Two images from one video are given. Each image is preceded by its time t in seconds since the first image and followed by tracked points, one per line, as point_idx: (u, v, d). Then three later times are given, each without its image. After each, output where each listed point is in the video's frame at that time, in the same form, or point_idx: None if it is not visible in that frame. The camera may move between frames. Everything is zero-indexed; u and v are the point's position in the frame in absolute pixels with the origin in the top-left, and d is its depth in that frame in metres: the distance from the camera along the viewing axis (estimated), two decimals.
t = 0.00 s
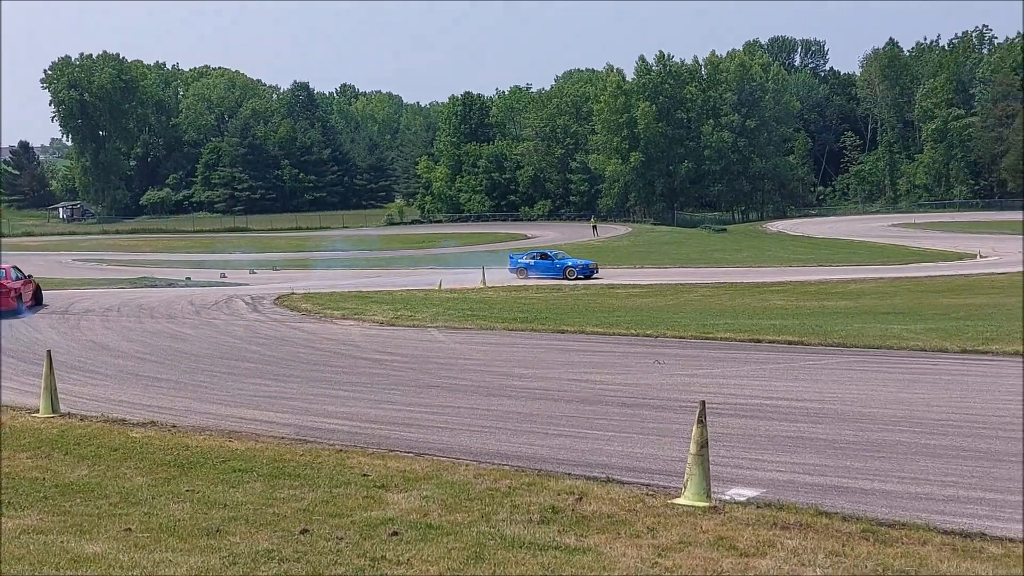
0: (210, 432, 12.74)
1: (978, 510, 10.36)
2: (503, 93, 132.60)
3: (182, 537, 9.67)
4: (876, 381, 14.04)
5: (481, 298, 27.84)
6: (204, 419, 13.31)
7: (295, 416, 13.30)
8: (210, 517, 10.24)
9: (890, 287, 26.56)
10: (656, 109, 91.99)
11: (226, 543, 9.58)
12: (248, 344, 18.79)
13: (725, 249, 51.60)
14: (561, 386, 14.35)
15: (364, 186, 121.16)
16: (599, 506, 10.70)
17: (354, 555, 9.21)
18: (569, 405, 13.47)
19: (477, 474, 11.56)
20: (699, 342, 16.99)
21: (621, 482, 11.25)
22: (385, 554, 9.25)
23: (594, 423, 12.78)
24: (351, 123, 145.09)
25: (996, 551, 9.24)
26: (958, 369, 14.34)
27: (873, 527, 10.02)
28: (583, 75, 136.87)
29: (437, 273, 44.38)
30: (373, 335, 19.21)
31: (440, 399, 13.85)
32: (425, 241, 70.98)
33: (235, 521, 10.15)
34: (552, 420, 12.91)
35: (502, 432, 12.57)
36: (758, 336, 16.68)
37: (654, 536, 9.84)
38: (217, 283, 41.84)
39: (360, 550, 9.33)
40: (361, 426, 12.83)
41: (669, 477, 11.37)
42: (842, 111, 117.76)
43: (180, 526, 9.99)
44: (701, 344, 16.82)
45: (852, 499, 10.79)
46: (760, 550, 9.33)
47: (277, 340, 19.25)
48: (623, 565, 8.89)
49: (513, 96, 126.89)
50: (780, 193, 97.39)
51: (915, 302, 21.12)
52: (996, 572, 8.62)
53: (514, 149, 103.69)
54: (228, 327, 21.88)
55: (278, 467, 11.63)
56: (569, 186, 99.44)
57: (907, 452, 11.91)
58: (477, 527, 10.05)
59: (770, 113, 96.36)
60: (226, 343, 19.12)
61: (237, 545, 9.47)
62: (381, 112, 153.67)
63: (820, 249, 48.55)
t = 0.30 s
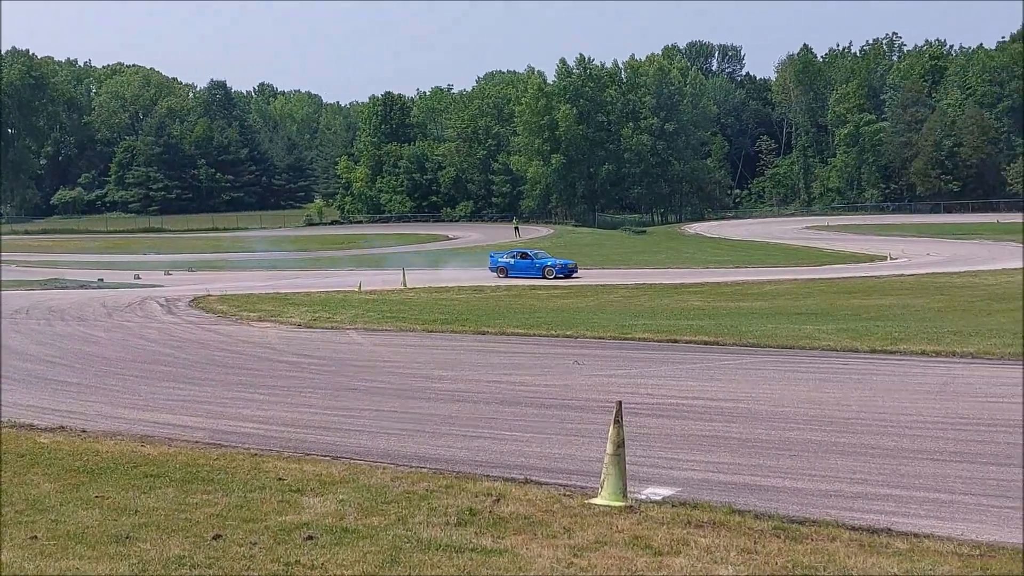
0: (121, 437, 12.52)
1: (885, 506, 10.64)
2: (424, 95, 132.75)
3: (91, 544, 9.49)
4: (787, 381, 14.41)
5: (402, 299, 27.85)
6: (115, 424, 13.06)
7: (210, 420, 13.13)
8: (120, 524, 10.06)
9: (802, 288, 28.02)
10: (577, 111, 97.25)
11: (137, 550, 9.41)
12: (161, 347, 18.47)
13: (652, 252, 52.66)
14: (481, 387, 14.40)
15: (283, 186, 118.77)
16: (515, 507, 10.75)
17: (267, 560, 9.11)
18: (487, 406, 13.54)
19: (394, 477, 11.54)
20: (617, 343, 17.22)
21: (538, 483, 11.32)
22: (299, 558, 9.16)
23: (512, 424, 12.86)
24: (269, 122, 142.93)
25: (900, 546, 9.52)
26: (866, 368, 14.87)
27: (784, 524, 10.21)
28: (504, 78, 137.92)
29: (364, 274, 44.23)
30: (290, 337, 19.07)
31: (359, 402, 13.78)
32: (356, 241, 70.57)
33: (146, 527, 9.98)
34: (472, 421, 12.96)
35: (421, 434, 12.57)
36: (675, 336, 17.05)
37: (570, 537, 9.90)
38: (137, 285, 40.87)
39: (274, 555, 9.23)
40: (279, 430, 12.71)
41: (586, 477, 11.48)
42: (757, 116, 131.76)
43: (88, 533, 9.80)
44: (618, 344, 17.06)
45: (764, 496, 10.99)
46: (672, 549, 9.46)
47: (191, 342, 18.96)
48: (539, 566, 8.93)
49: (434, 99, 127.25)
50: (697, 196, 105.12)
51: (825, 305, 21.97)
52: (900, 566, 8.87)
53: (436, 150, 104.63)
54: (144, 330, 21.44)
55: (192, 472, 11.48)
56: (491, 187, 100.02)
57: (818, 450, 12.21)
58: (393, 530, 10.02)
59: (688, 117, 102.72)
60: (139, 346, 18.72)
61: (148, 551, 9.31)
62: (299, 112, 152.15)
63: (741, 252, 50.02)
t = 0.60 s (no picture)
0: (40, 446, 12.27)
1: (808, 506, 10.82)
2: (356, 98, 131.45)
3: (8, 557, 9.30)
4: (714, 382, 14.63)
5: (331, 304, 27.64)
6: (34, 432, 12.81)
7: (133, 428, 12.93)
8: (39, 534, 9.85)
9: (731, 291, 28.68)
10: (509, 115, 97.73)
11: (56, 560, 9.23)
12: (83, 354, 18.12)
13: (589, 256, 53.19)
14: (410, 392, 14.37)
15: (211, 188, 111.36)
16: (444, 512, 10.71)
17: (190, 569, 8.95)
18: (415, 410, 13.55)
19: (322, 483, 11.46)
20: (546, 346, 17.35)
21: (468, 487, 11.31)
22: (223, 567, 9.01)
23: (441, 428, 12.87)
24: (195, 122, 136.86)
25: (823, 544, 9.69)
26: (790, 370, 15.20)
27: (709, 525, 10.32)
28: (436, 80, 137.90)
29: (301, 277, 43.77)
30: (217, 343, 18.88)
31: (286, 408, 13.66)
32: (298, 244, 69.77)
33: (66, 537, 9.79)
34: (401, 426, 12.94)
35: (349, 439, 12.51)
36: (604, 339, 17.28)
37: (498, 541, 9.87)
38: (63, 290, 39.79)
39: (197, 564, 9.08)
40: (205, 437, 12.56)
41: (515, 481, 11.50)
42: (686, 121, 138.83)
43: (5, 545, 9.59)
44: (547, 347, 17.20)
45: (690, 498, 11.11)
46: (599, 550, 9.48)
47: (114, 349, 18.63)
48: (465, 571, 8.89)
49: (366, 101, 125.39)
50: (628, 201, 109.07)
51: (752, 307, 22.52)
52: (822, 564, 9.01)
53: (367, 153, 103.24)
54: (67, 336, 20.96)
55: (114, 480, 11.30)
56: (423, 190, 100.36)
57: (743, 451, 12.39)
58: (319, 536, 9.91)
59: (618, 122, 104.63)
60: (60, 353, 18.34)
61: (67, 562, 9.13)
62: (227, 113, 145.35)
63: (675, 257, 50.93)
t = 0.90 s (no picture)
0: None
1: (740, 508, 10.94)
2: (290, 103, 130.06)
3: None
4: (649, 387, 14.80)
5: (266, 311, 27.42)
6: None
7: (59, 439, 12.68)
8: None
9: (666, 296, 29.18)
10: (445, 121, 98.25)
11: None
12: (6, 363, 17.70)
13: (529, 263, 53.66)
14: (343, 399, 14.33)
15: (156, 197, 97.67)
16: (377, 520, 10.61)
17: None
18: (350, 418, 13.51)
19: (254, 492, 11.32)
20: (482, 352, 17.47)
21: (402, 495, 11.26)
22: None
23: (375, 437, 12.84)
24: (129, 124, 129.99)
25: (754, 546, 9.78)
26: (722, 374, 15.45)
27: (642, 529, 10.36)
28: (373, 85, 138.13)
29: (242, 284, 43.28)
30: (145, 351, 18.61)
31: (219, 417, 13.53)
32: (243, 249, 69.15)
33: None
34: (335, 433, 12.89)
35: (282, 448, 12.42)
36: (539, 345, 17.51)
37: (431, 547, 9.79)
38: None
39: None
40: (134, 447, 12.38)
41: (450, 488, 11.48)
42: (621, 129, 141.31)
43: None
44: (483, 353, 17.31)
45: (624, 502, 11.17)
46: (533, 556, 9.46)
47: (38, 357, 18.22)
48: None
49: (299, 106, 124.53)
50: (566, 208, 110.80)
51: (686, 313, 22.95)
52: (752, 565, 9.08)
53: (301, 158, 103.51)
54: None
55: (40, 492, 11.02)
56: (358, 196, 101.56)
57: (676, 455, 12.53)
58: (251, 545, 9.74)
59: (554, 129, 107.50)
60: None
61: None
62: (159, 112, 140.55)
63: (612, 263, 51.68)
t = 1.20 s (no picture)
0: None
1: (680, 512, 11.00)
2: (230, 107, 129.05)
3: None
4: (590, 392, 14.91)
5: (207, 318, 27.13)
6: None
7: None
8: None
9: (609, 301, 29.56)
10: (388, 126, 99.60)
11: None
12: None
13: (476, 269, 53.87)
14: (283, 407, 14.27)
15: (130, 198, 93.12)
16: (317, 528, 10.46)
17: None
18: (290, 425, 13.44)
19: (192, 501, 11.16)
20: (425, 358, 17.57)
21: (343, 503, 11.16)
22: None
23: (316, 444, 12.76)
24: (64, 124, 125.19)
25: (694, 550, 9.82)
26: (665, 378, 15.65)
27: (583, 534, 10.36)
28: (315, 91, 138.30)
29: (186, 291, 42.80)
30: (81, 360, 18.34)
31: (156, 425, 13.38)
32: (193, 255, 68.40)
33: None
34: (276, 441, 12.80)
35: (222, 457, 12.31)
36: (483, 351, 17.66)
37: (372, 555, 9.65)
38: None
39: None
40: (68, 457, 12.19)
41: (391, 496, 11.39)
42: (565, 135, 141.87)
43: None
44: (425, 360, 17.40)
45: (565, 507, 11.17)
46: (475, 562, 9.38)
47: None
48: None
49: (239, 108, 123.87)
50: (511, 215, 108.38)
51: (628, 318, 23.26)
52: (691, 569, 9.10)
53: (241, 164, 105.39)
54: None
55: None
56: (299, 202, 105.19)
57: (617, 459, 12.60)
58: (188, 556, 9.54)
59: (498, 135, 106.44)
60: None
61: None
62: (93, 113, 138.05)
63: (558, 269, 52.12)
